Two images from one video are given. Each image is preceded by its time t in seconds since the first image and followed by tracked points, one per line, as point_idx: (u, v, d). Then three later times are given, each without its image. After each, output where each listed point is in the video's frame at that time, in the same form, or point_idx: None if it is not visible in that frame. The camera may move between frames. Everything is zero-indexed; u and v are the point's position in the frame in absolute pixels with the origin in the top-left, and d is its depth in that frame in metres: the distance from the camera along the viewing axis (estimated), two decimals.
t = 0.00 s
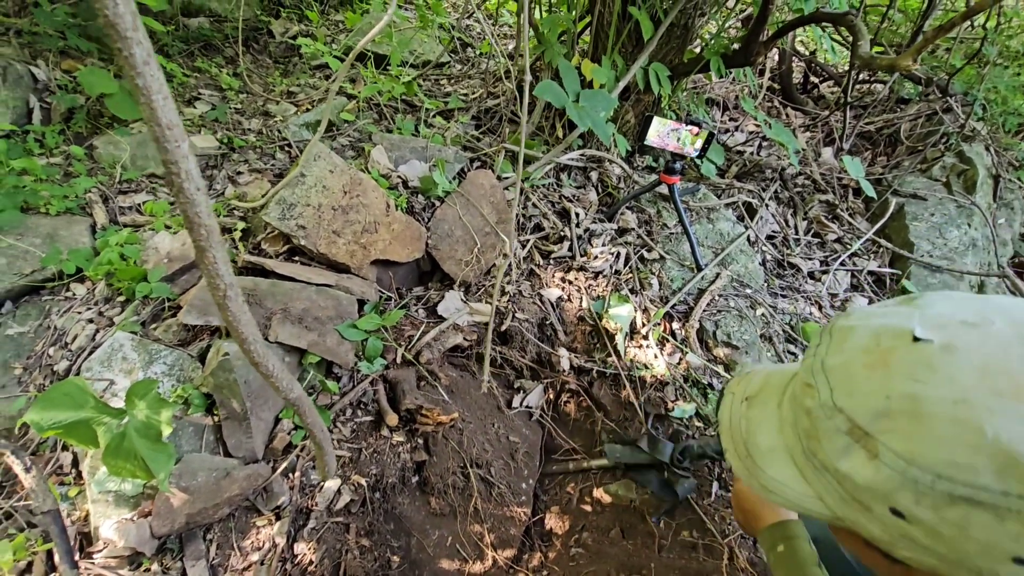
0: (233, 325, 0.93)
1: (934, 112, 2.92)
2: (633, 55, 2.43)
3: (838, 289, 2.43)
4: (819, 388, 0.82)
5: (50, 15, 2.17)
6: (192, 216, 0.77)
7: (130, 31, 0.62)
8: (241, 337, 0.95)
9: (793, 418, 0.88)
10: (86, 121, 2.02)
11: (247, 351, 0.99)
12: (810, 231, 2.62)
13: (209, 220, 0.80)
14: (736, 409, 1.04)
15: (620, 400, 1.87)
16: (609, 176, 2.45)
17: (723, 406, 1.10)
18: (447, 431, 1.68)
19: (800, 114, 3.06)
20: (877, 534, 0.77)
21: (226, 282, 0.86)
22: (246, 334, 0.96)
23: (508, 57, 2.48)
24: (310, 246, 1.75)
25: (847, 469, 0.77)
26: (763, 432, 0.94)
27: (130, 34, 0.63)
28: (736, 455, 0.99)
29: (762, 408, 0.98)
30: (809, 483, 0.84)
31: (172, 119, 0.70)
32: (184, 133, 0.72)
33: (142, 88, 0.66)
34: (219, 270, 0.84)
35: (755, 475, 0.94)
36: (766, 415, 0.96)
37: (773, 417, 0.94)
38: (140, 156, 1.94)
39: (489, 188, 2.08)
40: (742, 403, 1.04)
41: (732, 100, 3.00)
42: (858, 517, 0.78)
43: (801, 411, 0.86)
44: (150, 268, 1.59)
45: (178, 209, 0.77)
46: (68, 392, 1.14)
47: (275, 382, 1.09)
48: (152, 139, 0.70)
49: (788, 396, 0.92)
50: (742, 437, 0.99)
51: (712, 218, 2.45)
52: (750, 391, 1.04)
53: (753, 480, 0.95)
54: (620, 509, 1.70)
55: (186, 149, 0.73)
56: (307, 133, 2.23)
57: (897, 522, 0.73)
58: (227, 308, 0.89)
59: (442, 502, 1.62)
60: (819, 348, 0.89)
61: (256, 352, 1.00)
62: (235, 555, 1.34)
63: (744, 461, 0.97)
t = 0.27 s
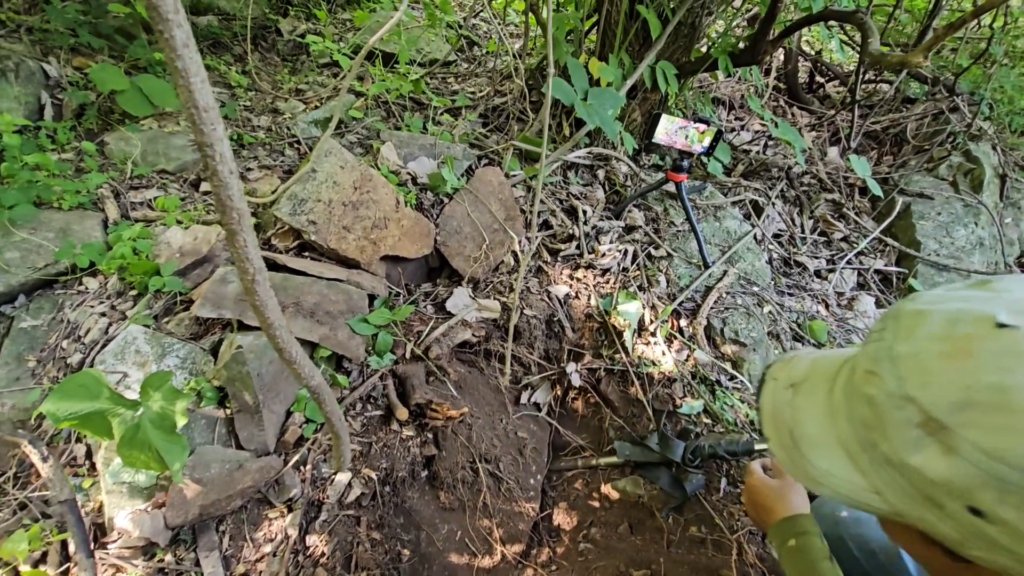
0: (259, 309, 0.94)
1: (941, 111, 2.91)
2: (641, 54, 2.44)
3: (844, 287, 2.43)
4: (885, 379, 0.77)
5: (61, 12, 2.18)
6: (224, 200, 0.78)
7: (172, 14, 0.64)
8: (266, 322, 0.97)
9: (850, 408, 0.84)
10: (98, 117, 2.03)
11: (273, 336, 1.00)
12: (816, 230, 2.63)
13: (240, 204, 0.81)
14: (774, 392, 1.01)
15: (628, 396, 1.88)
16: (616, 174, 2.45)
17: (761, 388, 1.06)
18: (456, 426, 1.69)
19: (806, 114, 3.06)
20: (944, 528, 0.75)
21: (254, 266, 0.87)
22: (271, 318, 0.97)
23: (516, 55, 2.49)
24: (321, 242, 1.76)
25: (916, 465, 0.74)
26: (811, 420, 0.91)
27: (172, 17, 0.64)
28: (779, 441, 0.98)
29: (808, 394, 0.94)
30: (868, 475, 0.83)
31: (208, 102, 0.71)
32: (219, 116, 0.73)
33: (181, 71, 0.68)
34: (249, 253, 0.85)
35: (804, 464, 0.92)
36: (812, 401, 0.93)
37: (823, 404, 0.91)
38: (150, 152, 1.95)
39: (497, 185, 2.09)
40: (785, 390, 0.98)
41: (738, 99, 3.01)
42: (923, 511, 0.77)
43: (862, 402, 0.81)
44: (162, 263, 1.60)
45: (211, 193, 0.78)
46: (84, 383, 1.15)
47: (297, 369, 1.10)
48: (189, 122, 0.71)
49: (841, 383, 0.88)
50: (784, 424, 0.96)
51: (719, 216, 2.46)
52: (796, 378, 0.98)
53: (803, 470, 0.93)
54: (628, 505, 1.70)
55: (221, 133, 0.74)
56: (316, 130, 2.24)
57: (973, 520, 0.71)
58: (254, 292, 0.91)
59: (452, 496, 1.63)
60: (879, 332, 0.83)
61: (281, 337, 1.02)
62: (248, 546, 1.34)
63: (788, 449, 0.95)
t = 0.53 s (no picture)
0: (264, 309, 0.95)
1: (943, 114, 2.91)
2: (643, 56, 2.45)
3: (845, 289, 2.44)
4: (915, 389, 0.81)
5: (68, 15, 2.20)
6: (231, 202, 0.79)
7: (181, 21, 0.65)
8: (271, 322, 0.98)
9: (877, 415, 0.89)
10: (103, 120, 2.05)
11: (277, 336, 1.01)
12: (817, 232, 2.63)
13: (246, 207, 0.82)
14: (800, 402, 1.06)
15: (629, 397, 1.89)
16: (618, 176, 2.46)
17: (784, 397, 1.12)
18: (457, 426, 1.70)
19: (808, 116, 3.06)
20: (972, 539, 0.80)
21: (260, 267, 0.88)
22: (276, 319, 0.98)
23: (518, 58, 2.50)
24: (324, 243, 1.77)
25: (950, 475, 0.78)
26: (838, 430, 0.96)
27: (181, 25, 0.66)
28: (802, 451, 1.02)
29: (834, 405, 0.99)
30: (895, 484, 0.87)
31: (216, 107, 0.72)
32: (227, 120, 0.74)
33: (190, 77, 0.69)
34: (254, 255, 0.86)
35: (831, 473, 0.97)
36: (838, 411, 0.98)
37: (850, 415, 0.96)
38: (155, 154, 1.96)
39: (499, 187, 2.10)
40: (806, 395, 1.06)
41: (740, 101, 3.01)
42: (951, 522, 0.81)
43: (891, 413, 0.86)
44: (167, 263, 1.62)
45: (218, 195, 0.79)
46: (90, 382, 1.17)
47: (301, 369, 1.11)
48: (197, 126, 0.72)
49: (867, 391, 0.93)
50: (811, 434, 1.01)
51: (720, 218, 2.46)
52: (816, 383, 1.06)
53: (824, 476, 0.98)
54: (629, 505, 1.71)
55: (228, 136, 0.75)
56: (319, 132, 2.26)
57: (1006, 533, 0.75)
58: (260, 293, 0.92)
59: (453, 496, 1.64)
60: (907, 344, 0.87)
61: (285, 338, 1.03)
62: (251, 545, 1.36)
63: (814, 458, 1.00)
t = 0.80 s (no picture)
0: (255, 297, 0.95)
1: (947, 112, 2.89)
2: (644, 53, 2.44)
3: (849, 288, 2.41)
4: (845, 309, 0.86)
5: (70, 12, 2.21)
6: (220, 186, 0.79)
7: (167, 2, 0.65)
8: (262, 310, 0.97)
9: (822, 341, 0.93)
10: (104, 116, 2.05)
11: (268, 325, 1.01)
12: (820, 230, 2.62)
13: (235, 192, 0.81)
14: (762, 347, 1.09)
15: (629, 395, 1.88)
16: (619, 174, 2.45)
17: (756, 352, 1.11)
18: (456, 423, 1.69)
19: (811, 114, 3.05)
20: (904, 435, 0.83)
21: (249, 253, 0.88)
22: (266, 307, 0.97)
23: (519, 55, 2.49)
24: (322, 239, 1.77)
25: (875, 377, 0.82)
26: (793, 365, 0.99)
27: (167, 4, 0.65)
28: (767, 392, 1.04)
29: (789, 343, 1.02)
30: (840, 401, 0.90)
31: (203, 89, 0.71)
32: (214, 104, 0.74)
33: (176, 57, 0.68)
34: (243, 241, 0.86)
35: (789, 406, 0.99)
36: (796, 352, 0.99)
37: (801, 348, 0.98)
38: (155, 150, 1.96)
39: (499, 184, 2.10)
40: (764, 342, 1.09)
41: (742, 100, 3.00)
42: (886, 422, 0.84)
43: (830, 335, 0.90)
44: (166, 258, 1.62)
45: (207, 179, 0.79)
46: (87, 376, 1.17)
47: (293, 359, 1.11)
48: (184, 109, 0.72)
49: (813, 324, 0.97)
50: (771, 374, 1.03)
51: (721, 215, 2.45)
52: (771, 331, 1.10)
53: (782, 411, 1.01)
54: (629, 504, 1.70)
55: (216, 119, 0.75)
56: (320, 129, 2.25)
57: (924, 416, 0.78)
58: (250, 279, 0.91)
59: (451, 493, 1.63)
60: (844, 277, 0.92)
61: (276, 327, 1.02)
62: (247, 540, 1.35)
63: (775, 396, 1.02)
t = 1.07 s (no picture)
0: (256, 292, 0.95)
1: (949, 112, 2.88)
2: (646, 53, 2.44)
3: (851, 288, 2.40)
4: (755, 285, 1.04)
5: (74, 13, 2.22)
6: (221, 180, 0.79)
7: None
8: (262, 305, 0.97)
9: (744, 314, 1.10)
10: (107, 115, 2.06)
11: (268, 320, 1.01)
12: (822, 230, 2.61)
13: (236, 186, 0.81)
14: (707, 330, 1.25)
15: (630, 395, 1.87)
16: (621, 174, 2.45)
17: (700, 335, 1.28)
18: (457, 422, 1.69)
19: (813, 114, 3.04)
20: (806, 374, 0.97)
21: (250, 248, 0.88)
22: (267, 302, 0.97)
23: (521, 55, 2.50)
24: (324, 238, 1.77)
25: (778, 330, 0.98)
26: (728, 337, 1.14)
27: None
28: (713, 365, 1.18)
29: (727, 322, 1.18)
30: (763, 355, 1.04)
31: (204, 82, 0.72)
32: (215, 97, 0.74)
33: (177, 50, 0.68)
34: (244, 235, 0.86)
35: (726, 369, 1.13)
36: (733, 328, 1.14)
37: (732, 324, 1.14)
38: (158, 149, 1.97)
39: (501, 183, 2.10)
40: (708, 328, 1.25)
41: (744, 100, 3.00)
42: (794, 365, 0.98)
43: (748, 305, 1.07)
44: (168, 257, 1.62)
45: (208, 172, 0.79)
46: (88, 373, 1.17)
47: (293, 355, 1.11)
48: (185, 103, 0.72)
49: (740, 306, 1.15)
50: (714, 349, 1.18)
51: (723, 216, 2.45)
52: (713, 320, 1.26)
53: (723, 378, 1.15)
54: (630, 504, 1.69)
55: (217, 113, 0.75)
56: (322, 129, 2.26)
57: (815, 354, 0.93)
58: (250, 274, 0.91)
59: (452, 492, 1.63)
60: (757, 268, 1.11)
61: (277, 322, 1.02)
62: (247, 538, 1.35)
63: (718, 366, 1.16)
